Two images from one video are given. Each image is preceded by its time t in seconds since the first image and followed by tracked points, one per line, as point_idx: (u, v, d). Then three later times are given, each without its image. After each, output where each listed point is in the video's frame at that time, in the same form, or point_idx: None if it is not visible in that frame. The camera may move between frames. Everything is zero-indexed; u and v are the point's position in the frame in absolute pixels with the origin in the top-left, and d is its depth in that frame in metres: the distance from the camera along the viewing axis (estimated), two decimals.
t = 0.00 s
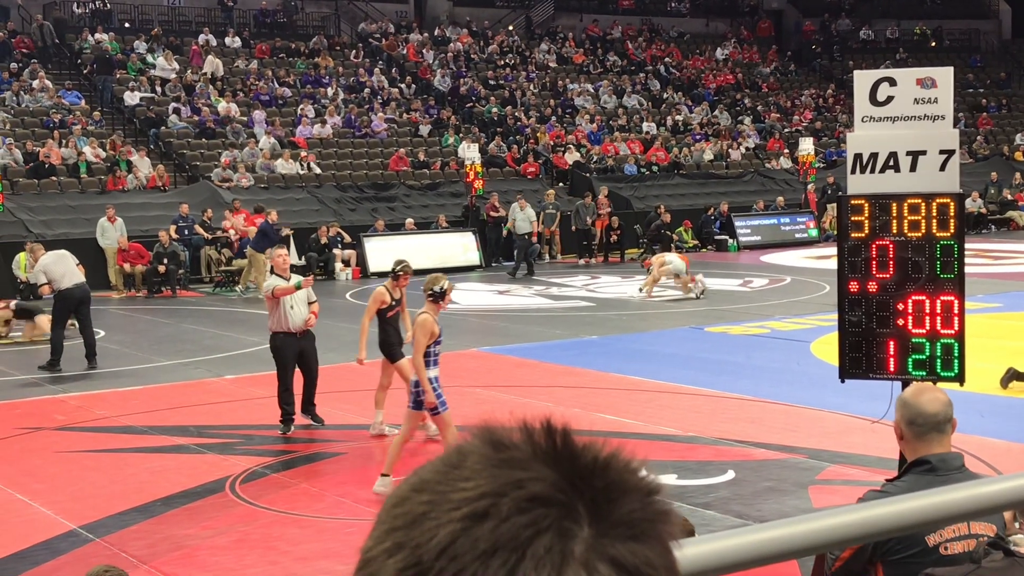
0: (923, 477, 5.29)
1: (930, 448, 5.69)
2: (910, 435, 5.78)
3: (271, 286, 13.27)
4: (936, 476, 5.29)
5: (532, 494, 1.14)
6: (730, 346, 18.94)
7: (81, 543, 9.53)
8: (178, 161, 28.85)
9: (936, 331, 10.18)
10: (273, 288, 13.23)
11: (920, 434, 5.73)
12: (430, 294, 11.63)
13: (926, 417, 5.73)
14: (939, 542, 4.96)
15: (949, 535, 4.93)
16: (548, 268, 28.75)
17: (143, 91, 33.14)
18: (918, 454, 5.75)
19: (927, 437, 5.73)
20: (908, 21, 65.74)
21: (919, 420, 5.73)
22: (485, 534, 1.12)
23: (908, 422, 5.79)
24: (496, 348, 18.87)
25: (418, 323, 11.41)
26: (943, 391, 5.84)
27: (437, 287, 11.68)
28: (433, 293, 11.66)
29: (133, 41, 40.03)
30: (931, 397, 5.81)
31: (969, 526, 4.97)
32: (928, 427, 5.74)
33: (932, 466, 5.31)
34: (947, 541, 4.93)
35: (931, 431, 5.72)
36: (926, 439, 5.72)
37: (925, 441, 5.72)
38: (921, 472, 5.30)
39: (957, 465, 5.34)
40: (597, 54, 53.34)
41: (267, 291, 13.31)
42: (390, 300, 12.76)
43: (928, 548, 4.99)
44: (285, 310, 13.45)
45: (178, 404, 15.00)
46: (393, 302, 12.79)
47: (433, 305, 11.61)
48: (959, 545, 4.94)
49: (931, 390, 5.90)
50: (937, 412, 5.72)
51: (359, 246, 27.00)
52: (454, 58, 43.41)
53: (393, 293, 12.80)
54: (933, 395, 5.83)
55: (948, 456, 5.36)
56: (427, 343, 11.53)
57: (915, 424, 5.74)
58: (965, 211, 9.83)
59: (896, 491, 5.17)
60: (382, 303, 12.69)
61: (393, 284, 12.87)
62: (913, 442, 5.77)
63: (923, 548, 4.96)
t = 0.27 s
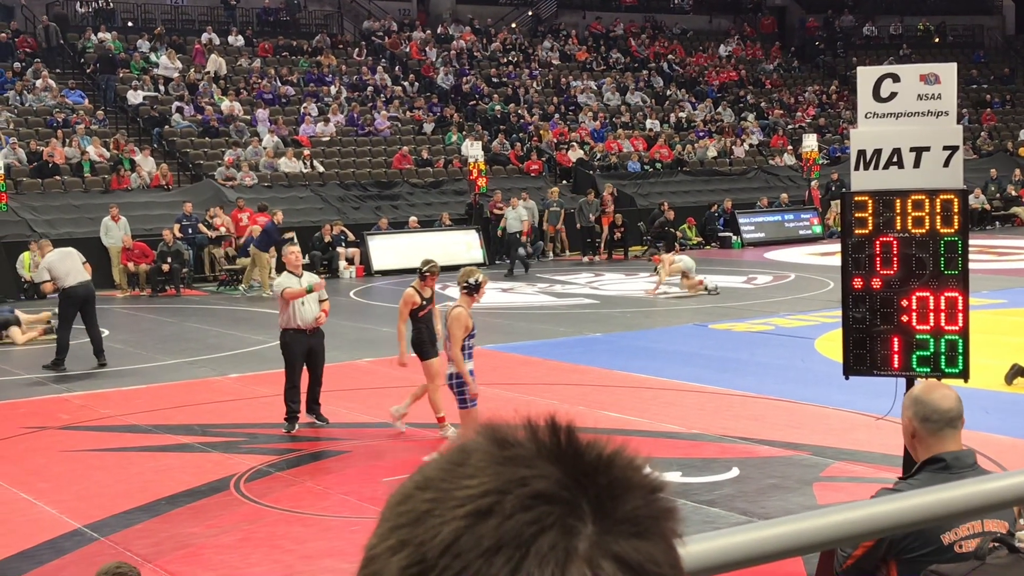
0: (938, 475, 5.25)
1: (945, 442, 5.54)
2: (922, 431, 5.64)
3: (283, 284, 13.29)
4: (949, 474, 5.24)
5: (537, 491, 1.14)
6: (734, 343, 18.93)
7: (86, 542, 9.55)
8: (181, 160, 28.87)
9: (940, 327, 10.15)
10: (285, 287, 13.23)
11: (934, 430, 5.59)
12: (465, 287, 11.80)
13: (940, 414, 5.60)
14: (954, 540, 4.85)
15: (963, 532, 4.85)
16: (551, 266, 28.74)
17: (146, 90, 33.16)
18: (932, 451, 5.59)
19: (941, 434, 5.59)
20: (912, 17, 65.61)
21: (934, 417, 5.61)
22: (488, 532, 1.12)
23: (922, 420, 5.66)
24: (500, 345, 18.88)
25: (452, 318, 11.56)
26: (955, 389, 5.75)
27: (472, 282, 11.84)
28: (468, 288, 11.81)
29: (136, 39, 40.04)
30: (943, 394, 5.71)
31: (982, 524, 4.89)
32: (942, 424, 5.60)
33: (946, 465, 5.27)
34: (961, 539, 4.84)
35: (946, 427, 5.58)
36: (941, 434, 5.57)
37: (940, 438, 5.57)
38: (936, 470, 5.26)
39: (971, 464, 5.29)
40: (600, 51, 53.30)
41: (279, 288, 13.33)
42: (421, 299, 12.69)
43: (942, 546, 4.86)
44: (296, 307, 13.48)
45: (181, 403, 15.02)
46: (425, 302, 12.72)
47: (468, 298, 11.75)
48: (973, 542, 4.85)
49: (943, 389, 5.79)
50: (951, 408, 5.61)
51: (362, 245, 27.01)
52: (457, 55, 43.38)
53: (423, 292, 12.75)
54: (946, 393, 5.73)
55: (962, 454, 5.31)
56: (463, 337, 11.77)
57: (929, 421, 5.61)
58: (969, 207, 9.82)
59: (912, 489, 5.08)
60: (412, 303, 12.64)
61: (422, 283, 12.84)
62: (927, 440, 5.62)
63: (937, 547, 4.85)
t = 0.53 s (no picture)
0: (950, 473, 5.24)
1: (956, 440, 5.49)
2: (933, 429, 5.59)
3: (289, 290, 13.39)
4: (963, 472, 5.23)
5: (542, 488, 1.15)
6: (739, 340, 18.92)
7: (91, 541, 9.57)
8: (185, 159, 28.88)
9: (944, 324, 10.12)
10: (289, 295, 13.36)
11: (944, 427, 5.55)
12: (500, 286, 11.81)
13: (951, 410, 5.56)
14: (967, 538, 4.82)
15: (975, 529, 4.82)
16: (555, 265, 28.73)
17: (150, 90, 33.16)
18: (942, 449, 5.54)
19: (951, 431, 5.54)
20: (916, 14, 65.52)
21: (944, 415, 5.56)
22: (495, 529, 1.12)
23: (931, 418, 5.61)
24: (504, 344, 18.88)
25: (491, 317, 11.62)
26: (964, 386, 5.72)
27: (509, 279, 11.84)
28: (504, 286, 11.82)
29: (139, 39, 40.05)
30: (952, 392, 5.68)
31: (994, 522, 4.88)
32: (952, 420, 5.56)
33: (959, 463, 5.28)
34: (974, 537, 4.81)
35: (956, 424, 5.54)
36: (951, 432, 5.53)
37: (950, 436, 5.53)
38: (948, 468, 5.26)
39: (981, 462, 5.29)
40: (604, 50, 53.29)
41: (285, 295, 13.45)
42: (447, 297, 12.77)
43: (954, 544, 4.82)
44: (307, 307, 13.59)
45: (186, 403, 15.04)
46: (451, 300, 12.80)
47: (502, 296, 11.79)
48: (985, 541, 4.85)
49: (952, 386, 5.77)
50: (962, 405, 5.57)
51: (366, 244, 27.03)
52: (461, 54, 43.37)
53: (451, 291, 12.82)
54: (954, 390, 5.70)
55: (973, 453, 5.32)
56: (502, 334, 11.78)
57: (940, 418, 5.56)
58: (974, 204, 9.85)
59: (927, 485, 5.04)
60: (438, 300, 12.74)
61: (451, 283, 12.90)
62: (937, 437, 5.57)
63: (949, 545, 4.80)
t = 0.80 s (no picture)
0: (952, 470, 5.22)
1: (957, 438, 5.44)
2: (933, 427, 5.55)
3: (294, 287, 13.49)
4: (965, 470, 5.20)
5: (545, 487, 1.15)
6: (743, 338, 18.91)
7: (96, 540, 9.58)
8: (188, 158, 28.90)
9: (949, 322, 10.11)
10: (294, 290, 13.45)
11: (945, 426, 5.50)
12: (535, 280, 11.83)
13: (951, 408, 5.52)
14: (969, 536, 4.81)
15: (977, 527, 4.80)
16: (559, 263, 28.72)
17: (154, 88, 33.20)
18: (943, 448, 5.49)
19: (952, 429, 5.49)
20: (920, 11, 65.43)
21: (944, 412, 5.52)
22: (497, 528, 1.12)
23: (932, 416, 5.57)
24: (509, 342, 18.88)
25: (526, 310, 11.62)
26: (965, 383, 5.68)
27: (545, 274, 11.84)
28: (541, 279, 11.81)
29: (142, 39, 40.06)
30: (953, 389, 5.64)
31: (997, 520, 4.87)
32: (953, 418, 5.51)
33: (961, 461, 5.26)
34: (976, 535, 4.80)
35: (958, 422, 5.48)
36: (952, 430, 5.48)
37: (952, 434, 5.47)
38: (951, 466, 5.24)
39: (983, 459, 5.24)
40: (607, 47, 53.25)
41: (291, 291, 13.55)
42: (476, 295, 12.80)
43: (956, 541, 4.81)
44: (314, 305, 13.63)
45: (190, 402, 15.05)
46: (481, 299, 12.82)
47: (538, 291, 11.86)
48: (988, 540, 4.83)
49: (953, 384, 5.73)
50: (962, 403, 5.53)
51: (370, 242, 27.05)
52: (464, 52, 43.37)
53: (482, 289, 12.87)
54: (956, 388, 5.65)
55: (975, 451, 5.28)
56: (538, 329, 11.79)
57: (939, 415, 5.52)
58: (977, 201, 9.80)
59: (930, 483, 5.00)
60: (468, 298, 12.79)
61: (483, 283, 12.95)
62: (938, 435, 5.52)
63: (952, 543, 4.79)
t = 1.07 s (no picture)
0: (947, 468, 5.14)
1: (950, 437, 5.42)
2: (927, 425, 5.51)
3: (301, 282, 13.55)
4: (959, 468, 5.14)
5: (544, 484, 1.15)
6: (747, 335, 18.90)
7: (100, 538, 9.60)
8: (192, 156, 28.94)
9: (952, 318, 10.08)
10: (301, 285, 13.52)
11: (938, 424, 5.47)
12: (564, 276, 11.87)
13: (944, 406, 5.47)
14: (961, 534, 4.79)
15: (970, 526, 4.78)
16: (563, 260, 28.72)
17: (158, 87, 33.26)
18: (936, 446, 5.46)
19: (946, 428, 5.46)
20: (923, 7, 65.38)
21: (938, 410, 5.48)
22: (497, 527, 1.12)
23: (926, 413, 5.53)
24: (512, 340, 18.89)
25: (553, 306, 11.67)
26: (960, 380, 5.62)
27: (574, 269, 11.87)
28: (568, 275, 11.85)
29: (145, 37, 40.09)
30: (949, 387, 5.59)
31: (989, 519, 4.84)
32: (946, 417, 5.47)
33: (955, 458, 5.18)
34: (969, 533, 4.78)
35: (951, 420, 5.45)
36: (945, 429, 5.45)
37: (944, 433, 5.45)
38: (944, 463, 5.15)
39: (978, 458, 5.18)
40: (610, 44, 53.25)
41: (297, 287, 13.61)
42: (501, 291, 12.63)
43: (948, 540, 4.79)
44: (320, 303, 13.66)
45: (194, 400, 15.07)
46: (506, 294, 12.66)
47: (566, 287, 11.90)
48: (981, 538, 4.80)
49: (949, 380, 5.67)
50: (956, 401, 5.48)
51: (373, 240, 27.07)
52: (467, 50, 43.41)
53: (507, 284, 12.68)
54: (951, 386, 5.61)
55: (970, 449, 5.21)
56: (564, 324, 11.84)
57: (933, 414, 5.48)
58: (980, 197, 9.70)
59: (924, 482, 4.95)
60: (492, 294, 12.61)
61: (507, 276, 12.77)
62: (932, 433, 5.49)
63: (944, 541, 4.78)
